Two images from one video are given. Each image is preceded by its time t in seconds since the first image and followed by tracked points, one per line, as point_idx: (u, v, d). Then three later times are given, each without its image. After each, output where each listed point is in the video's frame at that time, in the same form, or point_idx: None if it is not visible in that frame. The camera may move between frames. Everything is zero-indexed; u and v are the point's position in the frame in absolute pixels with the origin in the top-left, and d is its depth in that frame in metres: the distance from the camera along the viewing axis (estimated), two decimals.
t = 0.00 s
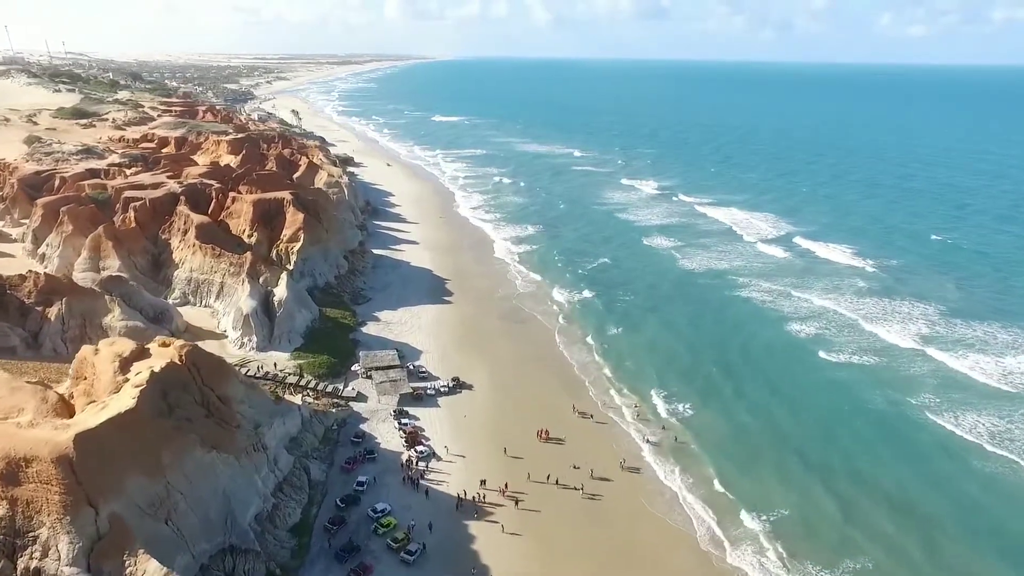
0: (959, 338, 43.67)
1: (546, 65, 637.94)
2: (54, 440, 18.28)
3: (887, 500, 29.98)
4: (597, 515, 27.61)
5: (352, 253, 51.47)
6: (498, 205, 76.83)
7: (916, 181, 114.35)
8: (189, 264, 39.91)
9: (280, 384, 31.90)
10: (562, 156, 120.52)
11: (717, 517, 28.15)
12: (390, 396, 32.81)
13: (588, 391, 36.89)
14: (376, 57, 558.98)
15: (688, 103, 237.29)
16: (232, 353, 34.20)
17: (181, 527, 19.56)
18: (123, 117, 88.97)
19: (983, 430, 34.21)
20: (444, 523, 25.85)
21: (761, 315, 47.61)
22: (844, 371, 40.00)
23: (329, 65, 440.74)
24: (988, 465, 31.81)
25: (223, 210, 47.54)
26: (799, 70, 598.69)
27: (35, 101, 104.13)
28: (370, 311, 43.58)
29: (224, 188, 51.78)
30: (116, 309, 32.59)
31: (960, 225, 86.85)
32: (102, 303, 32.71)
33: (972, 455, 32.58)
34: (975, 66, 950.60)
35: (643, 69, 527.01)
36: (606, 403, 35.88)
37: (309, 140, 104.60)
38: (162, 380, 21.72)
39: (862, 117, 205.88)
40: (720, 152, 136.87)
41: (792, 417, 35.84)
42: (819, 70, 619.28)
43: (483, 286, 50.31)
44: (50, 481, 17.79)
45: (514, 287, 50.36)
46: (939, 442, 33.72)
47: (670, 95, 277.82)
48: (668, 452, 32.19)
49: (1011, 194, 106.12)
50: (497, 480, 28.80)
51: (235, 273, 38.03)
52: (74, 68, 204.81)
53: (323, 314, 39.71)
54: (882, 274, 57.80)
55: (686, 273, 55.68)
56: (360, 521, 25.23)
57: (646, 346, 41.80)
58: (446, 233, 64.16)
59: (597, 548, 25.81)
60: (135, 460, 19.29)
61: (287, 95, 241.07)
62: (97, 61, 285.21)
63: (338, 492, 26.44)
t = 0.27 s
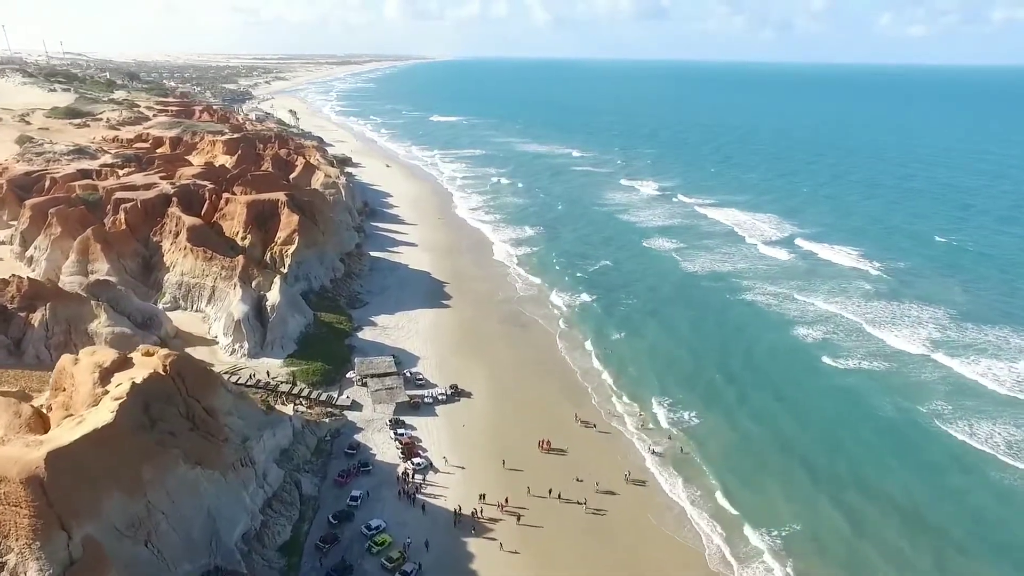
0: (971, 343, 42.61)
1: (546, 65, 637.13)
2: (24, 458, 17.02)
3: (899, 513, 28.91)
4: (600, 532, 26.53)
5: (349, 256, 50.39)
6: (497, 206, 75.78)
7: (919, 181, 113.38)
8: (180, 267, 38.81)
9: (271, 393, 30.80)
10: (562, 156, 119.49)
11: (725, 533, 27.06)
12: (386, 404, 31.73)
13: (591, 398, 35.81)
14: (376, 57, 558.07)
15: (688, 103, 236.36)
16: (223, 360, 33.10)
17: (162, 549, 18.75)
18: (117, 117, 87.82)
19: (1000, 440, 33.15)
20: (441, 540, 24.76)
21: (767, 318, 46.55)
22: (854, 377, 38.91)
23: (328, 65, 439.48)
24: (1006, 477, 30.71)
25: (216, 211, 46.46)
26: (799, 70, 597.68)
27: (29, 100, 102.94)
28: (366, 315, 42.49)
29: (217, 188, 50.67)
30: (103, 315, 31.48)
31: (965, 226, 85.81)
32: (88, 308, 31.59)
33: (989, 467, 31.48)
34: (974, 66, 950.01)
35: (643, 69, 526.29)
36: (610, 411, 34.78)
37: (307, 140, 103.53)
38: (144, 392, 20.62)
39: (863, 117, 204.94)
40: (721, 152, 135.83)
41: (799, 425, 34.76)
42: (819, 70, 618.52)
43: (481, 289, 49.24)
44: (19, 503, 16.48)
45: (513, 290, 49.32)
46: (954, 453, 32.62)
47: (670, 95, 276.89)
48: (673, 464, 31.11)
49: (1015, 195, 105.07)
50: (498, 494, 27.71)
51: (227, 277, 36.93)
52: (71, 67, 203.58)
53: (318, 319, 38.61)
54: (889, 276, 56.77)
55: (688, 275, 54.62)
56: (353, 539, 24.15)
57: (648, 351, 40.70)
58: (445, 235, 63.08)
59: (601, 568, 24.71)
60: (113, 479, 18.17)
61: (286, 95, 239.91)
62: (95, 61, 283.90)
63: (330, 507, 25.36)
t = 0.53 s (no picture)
0: (984, 348, 41.47)
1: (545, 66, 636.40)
2: None
3: (911, 529, 27.80)
4: (605, 550, 25.31)
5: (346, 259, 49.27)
6: (496, 207, 74.70)
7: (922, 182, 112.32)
8: (171, 270, 37.68)
9: (263, 402, 29.69)
10: (562, 157, 118.47)
11: (735, 551, 25.88)
12: (382, 414, 30.61)
13: (594, 406, 34.67)
14: (376, 57, 557.37)
15: (689, 103, 235.49)
16: (213, 367, 31.98)
17: None
18: (112, 117, 86.71)
19: (1017, 450, 32.05)
20: (438, 559, 23.64)
21: (773, 323, 45.42)
22: (865, 384, 37.80)
23: (328, 65, 438.75)
24: None
25: (210, 213, 45.34)
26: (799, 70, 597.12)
27: (24, 100, 101.86)
28: (363, 320, 41.36)
29: (211, 189, 49.53)
30: (88, 321, 30.35)
31: (971, 227, 84.71)
32: (73, 314, 30.44)
33: (1007, 480, 30.31)
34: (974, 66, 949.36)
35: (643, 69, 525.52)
36: (614, 420, 33.60)
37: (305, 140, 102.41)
38: (124, 406, 19.57)
39: (864, 117, 203.94)
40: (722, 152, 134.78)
41: (806, 436, 33.67)
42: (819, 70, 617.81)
43: (480, 293, 48.15)
44: None
45: (513, 294, 48.21)
46: (970, 465, 31.45)
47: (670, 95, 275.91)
48: (679, 476, 29.97)
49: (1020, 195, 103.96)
50: (498, 509, 26.53)
51: (218, 281, 35.80)
52: (69, 67, 202.43)
53: (313, 324, 37.47)
54: (896, 279, 55.70)
55: (692, 278, 53.53)
56: (346, 558, 23.04)
57: (650, 358, 39.62)
58: (444, 236, 61.95)
59: None
60: (87, 500, 17.12)
61: (285, 95, 238.93)
62: (94, 61, 282.82)
63: (322, 524, 24.27)
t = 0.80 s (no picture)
0: (997, 354, 40.35)
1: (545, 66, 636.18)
2: None
3: (924, 543, 26.70)
4: (611, 570, 24.06)
5: (342, 262, 48.16)
6: (496, 208, 73.59)
7: (926, 182, 111.22)
8: (160, 274, 36.59)
9: (254, 412, 28.56)
10: (563, 157, 117.40)
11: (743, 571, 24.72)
12: (377, 425, 29.47)
13: (598, 414, 33.51)
14: (375, 57, 556.76)
15: (689, 103, 234.55)
16: (203, 376, 30.86)
17: None
18: (107, 117, 85.57)
19: None
20: None
21: (780, 327, 44.30)
22: (877, 392, 36.69)
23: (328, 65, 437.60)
24: None
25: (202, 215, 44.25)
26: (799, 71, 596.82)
27: (18, 100, 100.85)
28: (359, 325, 40.25)
29: (204, 191, 48.42)
30: (73, 327, 29.19)
31: (977, 229, 83.58)
32: (57, 320, 29.25)
33: None
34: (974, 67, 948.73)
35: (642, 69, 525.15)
36: (619, 429, 32.37)
37: (302, 140, 101.33)
38: (102, 421, 18.39)
39: (866, 117, 202.85)
40: (725, 153, 133.58)
41: (815, 445, 32.55)
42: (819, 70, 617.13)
43: (478, 296, 47.03)
44: None
45: (513, 297, 47.09)
46: (987, 478, 30.29)
47: (670, 95, 274.89)
48: (686, 489, 28.83)
49: None
50: (497, 526, 25.33)
51: (209, 285, 34.70)
52: (66, 67, 201.24)
53: (307, 330, 36.33)
54: (904, 282, 54.61)
55: (695, 281, 52.44)
56: None
57: (653, 364, 38.52)
58: (443, 238, 60.80)
59: None
60: (55, 526, 15.99)
61: (284, 95, 238.08)
62: (92, 61, 281.74)
63: (313, 543, 23.15)
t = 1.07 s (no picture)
0: (1012, 361, 39.23)
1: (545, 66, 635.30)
2: None
3: (940, 561, 25.60)
4: None
5: (338, 265, 47.01)
6: (495, 209, 72.49)
7: (930, 183, 110.15)
8: (150, 278, 35.41)
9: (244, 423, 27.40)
10: (563, 157, 116.38)
11: None
12: (372, 436, 28.35)
13: (602, 424, 32.37)
14: (375, 57, 555.87)
15: (690, 103, 233.49)
16: (191, 385, 29.69)
17: None
18: (102, 117, 84.46)
19: None
20: None
21: (788, 333, 43.21)
22: (889, 400, 35.59)
23: (327, 66, 436.62)
24: None
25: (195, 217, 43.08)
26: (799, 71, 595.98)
27: (13, 100, 99.73)
28: (355, 331, 39.10)
29: (197, 192, 47.28)
30: (56, 335, 27.99)
31: (984, 230, 82.45)
32: (39, 327, 28.05)
33: None
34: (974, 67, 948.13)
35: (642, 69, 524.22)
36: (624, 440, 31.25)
37: (300, 141, 100.21)
38: (76, 440, 17.31)
39: (868, 117, 201.79)
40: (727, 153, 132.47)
41: (826, 457, 31.48)
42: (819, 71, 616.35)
43: (477, 300, 45.94)
44: None
45: (513, 301, 45.97)
46: (1005, 492, 29.14)
47: (671, 96, 273.97)
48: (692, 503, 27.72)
49: None
50: (497, 545, 24.19)
51: (199, 290, 33.52)
52: (64, 68, 200.20)
53: (301, 336, 35.19)
54: (913, 285, 53.50)
55: (699, 284, 51.35)
56: None
57: (657, 372, 37.45)
58: (442, 241, 59.68)
59: None
60: (18, 555, 15.27)
61: (283, 95, 236.92)
62: (91, 61, 280.82)
63: (303, 564, 22.05)
